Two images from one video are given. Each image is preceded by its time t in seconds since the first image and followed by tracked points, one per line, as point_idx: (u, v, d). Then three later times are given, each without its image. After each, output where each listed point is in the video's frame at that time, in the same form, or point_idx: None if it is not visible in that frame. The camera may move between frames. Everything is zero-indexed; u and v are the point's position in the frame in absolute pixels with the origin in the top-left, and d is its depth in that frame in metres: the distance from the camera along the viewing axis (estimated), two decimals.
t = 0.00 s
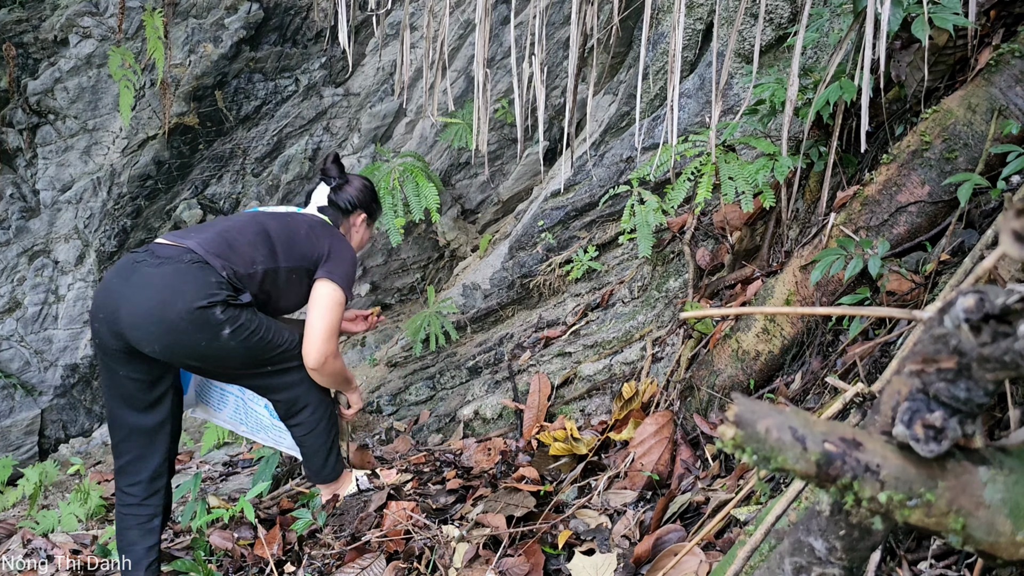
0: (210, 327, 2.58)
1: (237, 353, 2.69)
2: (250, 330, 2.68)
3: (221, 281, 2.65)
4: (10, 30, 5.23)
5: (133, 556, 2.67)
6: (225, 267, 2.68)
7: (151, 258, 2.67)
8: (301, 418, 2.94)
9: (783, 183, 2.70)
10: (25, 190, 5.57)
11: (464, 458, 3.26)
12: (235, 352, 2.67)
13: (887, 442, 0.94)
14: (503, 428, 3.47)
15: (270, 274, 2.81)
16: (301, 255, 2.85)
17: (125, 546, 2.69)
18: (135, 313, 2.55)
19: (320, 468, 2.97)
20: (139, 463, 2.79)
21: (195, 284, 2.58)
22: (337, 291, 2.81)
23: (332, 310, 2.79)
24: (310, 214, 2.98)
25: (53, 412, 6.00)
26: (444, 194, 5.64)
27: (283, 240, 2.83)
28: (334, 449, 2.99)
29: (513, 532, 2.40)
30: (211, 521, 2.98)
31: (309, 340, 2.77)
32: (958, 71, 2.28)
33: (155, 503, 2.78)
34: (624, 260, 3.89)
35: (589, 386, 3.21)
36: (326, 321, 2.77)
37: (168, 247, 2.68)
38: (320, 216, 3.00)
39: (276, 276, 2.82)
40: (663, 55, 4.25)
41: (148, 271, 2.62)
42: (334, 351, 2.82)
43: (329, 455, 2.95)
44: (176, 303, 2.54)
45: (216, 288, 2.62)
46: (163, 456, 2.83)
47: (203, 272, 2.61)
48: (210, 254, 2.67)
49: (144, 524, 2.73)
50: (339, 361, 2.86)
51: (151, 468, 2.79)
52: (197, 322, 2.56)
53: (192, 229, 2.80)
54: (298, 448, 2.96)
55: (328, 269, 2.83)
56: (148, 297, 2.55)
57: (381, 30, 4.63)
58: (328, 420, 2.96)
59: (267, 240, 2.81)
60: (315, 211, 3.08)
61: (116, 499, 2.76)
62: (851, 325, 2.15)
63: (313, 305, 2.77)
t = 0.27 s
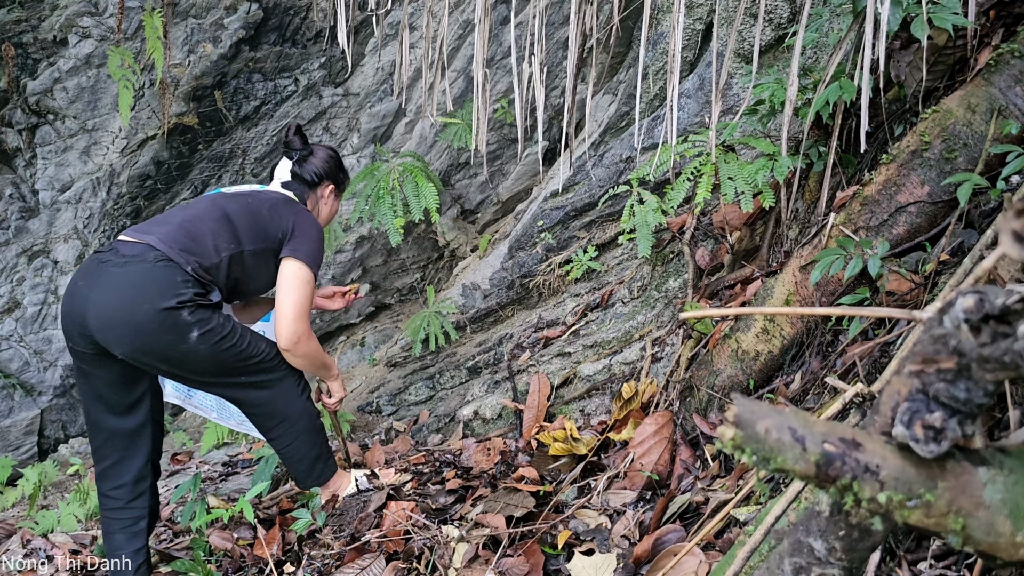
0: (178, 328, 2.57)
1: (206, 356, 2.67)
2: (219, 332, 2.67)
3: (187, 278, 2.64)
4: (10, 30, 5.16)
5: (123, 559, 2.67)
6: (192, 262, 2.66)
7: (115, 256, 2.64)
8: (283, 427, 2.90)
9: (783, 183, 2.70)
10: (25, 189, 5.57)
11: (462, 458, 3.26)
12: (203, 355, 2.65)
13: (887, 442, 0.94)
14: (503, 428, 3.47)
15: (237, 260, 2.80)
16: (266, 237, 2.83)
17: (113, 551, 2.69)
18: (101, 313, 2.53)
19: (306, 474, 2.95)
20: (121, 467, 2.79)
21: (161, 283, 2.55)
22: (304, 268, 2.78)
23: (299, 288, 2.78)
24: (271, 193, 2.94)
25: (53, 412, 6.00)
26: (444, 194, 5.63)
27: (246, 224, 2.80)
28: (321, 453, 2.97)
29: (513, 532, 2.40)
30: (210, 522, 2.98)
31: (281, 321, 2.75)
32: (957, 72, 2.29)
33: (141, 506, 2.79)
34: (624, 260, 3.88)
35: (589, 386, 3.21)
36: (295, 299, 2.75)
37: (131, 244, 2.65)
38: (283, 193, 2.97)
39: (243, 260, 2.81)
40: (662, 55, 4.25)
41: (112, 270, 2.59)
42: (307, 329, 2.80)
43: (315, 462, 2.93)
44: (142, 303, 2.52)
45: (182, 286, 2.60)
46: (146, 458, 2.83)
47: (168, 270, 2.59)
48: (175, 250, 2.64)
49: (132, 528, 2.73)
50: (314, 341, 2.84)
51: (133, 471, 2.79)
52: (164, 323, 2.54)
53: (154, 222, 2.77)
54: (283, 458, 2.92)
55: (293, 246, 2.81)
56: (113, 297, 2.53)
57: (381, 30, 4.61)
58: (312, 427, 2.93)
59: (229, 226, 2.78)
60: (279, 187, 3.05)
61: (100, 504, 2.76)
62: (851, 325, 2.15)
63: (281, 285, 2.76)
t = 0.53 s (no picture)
0: (168, 331, 2.56)
1: (197, 360, 2.66)
2: (210, 334, 2.66)
3: (176, 280, 2.64)
4: (10, 30, 5.13)
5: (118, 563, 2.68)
6: (179, 263, 2.66)
7: (101, 259, 2.63)
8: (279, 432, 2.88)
9: (783, 183, 2.70)
10: (25, 189, 5.55)
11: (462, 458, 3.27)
12: (194, 359, 2.64)
13: (887, 442, 0.94)
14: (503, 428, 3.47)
15: (224, 256, 2.81)
16: (251, 231, 2.85)
17: (108, 555, 2.70)
18: (91, 317, 2.52)
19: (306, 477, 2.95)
20: (116, 471, 2.79)
21: (149, 286, 2.55)
22: (293, 261, 2.86)
23: (291, 282, 2.85)
24: (251, 185, 2.95)
25: (53, 412, 6.00)
26: (444, 195, 5.63)
27: (230, 220, 2.81)
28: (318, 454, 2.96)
29: (513, 532, 2.40)
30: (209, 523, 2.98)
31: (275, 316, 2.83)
32: (957, 71, 2.29)
33: (136, 508, 2.79)
34: (624, 260, 3.88)
35: (588, 386, 3.22)
36: (289, 294, 2.83)
37: (116, 247, 2.64)
38: (262, 184, 2.98)
39: (230, 256, 2.83)
40: (662, 55, 4.25)
41: (99, 274, 2.58)
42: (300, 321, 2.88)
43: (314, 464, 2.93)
44: (131, 306, 2.52)
45: (171, 288, 2.60)
46: (139, 461, 2.83)
47: (156, 272, 2.58)
48: (161, 252, 2.64)
49: (127, 532, 2.73)
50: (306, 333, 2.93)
51: (126, 474, 2.80)
52: (154, 326, 2.54)
53: (137, 222, 2.76)
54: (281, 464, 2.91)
55: (280, 240, 2.86)
56: (101, 301, 2.52)
57: (381, 30, 4.61)
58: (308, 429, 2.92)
59: (213, 223, 2.78)
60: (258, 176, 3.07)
61: (95, 509, 2.76)
62: (851, 325, 2.15)
63: (273, 280, 2.82)
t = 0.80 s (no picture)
0: (169, 330, 2.57)
1: (200, 356, 2.66)
2: (211, 330, 2.67)
3: (171, 278, 2.63)
4: (10, 30, 5.10)
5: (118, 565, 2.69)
6: (172, 261, 2.66)
7: (93, 263, 2.62)
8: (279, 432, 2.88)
9: (783, 183, 2.70)
10: (24, 190, 5.51)
11: (462, 459, 3.27)
12: (196, 356, 2.65)
13: (886, 442, 0.94)
14: (502, 428, 3.47)
15: (211, 247, 2.84)
16: (234, 219, 2.87)
17: (110, 557, 2.70)
18: (90, 323, 2.52)
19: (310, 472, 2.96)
20: (116, 473, 2.80)
21: (145, 287, 2.54)
22: (279, 245, 2.91)
23: (280, 266, 2.92)
24: (225, 172, 2.95)
25: (52, 412, 5.99)
26: (443, 195, 5.62)
27: (213, 210, 2.82)
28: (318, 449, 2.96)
29: (513, 532, 2.40)
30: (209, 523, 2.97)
31: (272, 301, 2.91)
32: (957, 72, 2.29)
33: (137, 510, 2.80)
34: (624, 260, 3.88)
35: (588, 386, 3.22)
36: (281, 277, 2.90)
37: (105, 250, 2.63)
38: (235, 170, 2.98)
39: (216, 246, 2.85)
40: (662, 55, 4.25)
41: (95, 279, 2.57)
42: (296, 302, 2.95)
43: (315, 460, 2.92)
44: (130, 309, 2.52)
45: (168, 287, 2.60)
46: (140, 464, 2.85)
47: (152, 272, 2.58)
48: (154, 251, 2.63)
49: (128, 534, 2.74)
50: (303, 313, 3.00)
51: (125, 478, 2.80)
52: (154, 327, 2.54)
53: (120, 221, 2.74)
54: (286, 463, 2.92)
55: (263, 224, 2.91)
56: (100, 305, 2.52)
57: (381, 31, 4.60)
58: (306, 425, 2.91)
59: (198, 215, 2.79)
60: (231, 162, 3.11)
61: (95, 511, 2.77)
62: (850, 325, 2.15)
63: (262, 266, 2.89)
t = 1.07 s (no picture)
0: (188, 326, 2.65)
1: (215, 348, 2.77)
2: (225, 323, 2.77)
3: (187, 273, 2.69)
4: (10, 30, 5.09)
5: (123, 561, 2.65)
6: (185, 258, 2.71)
7: (105, 264, 2.63)
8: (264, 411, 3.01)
9: (783, 183, 2.71)
10: (24, 190, 5.47)
11: (462, 459, 3.28)
12: (212, 347, 2.75)
13: (886, 441, 0.94)
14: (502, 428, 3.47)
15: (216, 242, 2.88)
16: (237, 214, 2.91)
17: (115, 554, 2.66)
18: (109, 323, 2.56)
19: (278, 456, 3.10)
20: (124, 470, 2.79)
21: (165, 284, 2.60)
22: (275, 236, 2.95)
23: (275, 257, 2.95)
24: (223, 167, 2.98)
25: (52, 413, 5.97)
26: (443, 195, 5.62)
27: (218, 206, 2.86)
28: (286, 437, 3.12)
29: (513, 532, 2.40)
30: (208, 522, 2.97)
31: (268, 291, 2.92)
32: (957, 72, 2.29)
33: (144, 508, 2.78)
34: (624, 261, 3.88)
35: (588, 386, 3.22)
36: (275, 267, 2.92)
37: (117, 251, 2.64)
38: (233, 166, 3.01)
39: (220, 241, 2.89)
40: (662, 56, 4.25)
41: (111, 279, 2.60)
42: (292, 292, 2.96)
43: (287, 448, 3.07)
44: (151, 308, 2.57)
45: (184, 284, 2.66)
46: (149, 461, 2.84)
47: (169, 270, 2.63)
48: (167, 249, 2.67)
49: (135, 529, 2.71)
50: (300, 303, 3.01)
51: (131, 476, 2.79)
52: (175, 323, 2.62)
53: (126, 220, 2.75)
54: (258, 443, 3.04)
55: (263, 219, 2.95)
56: (119, 305, 2.56)
57: (382, 30, 4.60)
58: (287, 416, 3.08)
59: (204, 211, 2.82)
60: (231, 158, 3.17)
61: (101, 508, 2.75)
62: (851, 325, 2.15)
63: (258, 256, 2.93)
